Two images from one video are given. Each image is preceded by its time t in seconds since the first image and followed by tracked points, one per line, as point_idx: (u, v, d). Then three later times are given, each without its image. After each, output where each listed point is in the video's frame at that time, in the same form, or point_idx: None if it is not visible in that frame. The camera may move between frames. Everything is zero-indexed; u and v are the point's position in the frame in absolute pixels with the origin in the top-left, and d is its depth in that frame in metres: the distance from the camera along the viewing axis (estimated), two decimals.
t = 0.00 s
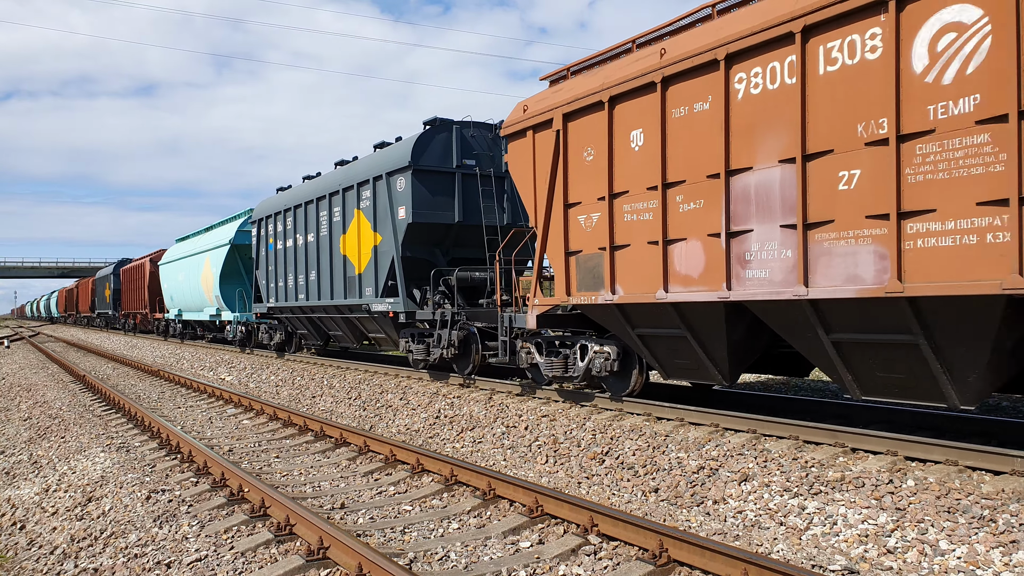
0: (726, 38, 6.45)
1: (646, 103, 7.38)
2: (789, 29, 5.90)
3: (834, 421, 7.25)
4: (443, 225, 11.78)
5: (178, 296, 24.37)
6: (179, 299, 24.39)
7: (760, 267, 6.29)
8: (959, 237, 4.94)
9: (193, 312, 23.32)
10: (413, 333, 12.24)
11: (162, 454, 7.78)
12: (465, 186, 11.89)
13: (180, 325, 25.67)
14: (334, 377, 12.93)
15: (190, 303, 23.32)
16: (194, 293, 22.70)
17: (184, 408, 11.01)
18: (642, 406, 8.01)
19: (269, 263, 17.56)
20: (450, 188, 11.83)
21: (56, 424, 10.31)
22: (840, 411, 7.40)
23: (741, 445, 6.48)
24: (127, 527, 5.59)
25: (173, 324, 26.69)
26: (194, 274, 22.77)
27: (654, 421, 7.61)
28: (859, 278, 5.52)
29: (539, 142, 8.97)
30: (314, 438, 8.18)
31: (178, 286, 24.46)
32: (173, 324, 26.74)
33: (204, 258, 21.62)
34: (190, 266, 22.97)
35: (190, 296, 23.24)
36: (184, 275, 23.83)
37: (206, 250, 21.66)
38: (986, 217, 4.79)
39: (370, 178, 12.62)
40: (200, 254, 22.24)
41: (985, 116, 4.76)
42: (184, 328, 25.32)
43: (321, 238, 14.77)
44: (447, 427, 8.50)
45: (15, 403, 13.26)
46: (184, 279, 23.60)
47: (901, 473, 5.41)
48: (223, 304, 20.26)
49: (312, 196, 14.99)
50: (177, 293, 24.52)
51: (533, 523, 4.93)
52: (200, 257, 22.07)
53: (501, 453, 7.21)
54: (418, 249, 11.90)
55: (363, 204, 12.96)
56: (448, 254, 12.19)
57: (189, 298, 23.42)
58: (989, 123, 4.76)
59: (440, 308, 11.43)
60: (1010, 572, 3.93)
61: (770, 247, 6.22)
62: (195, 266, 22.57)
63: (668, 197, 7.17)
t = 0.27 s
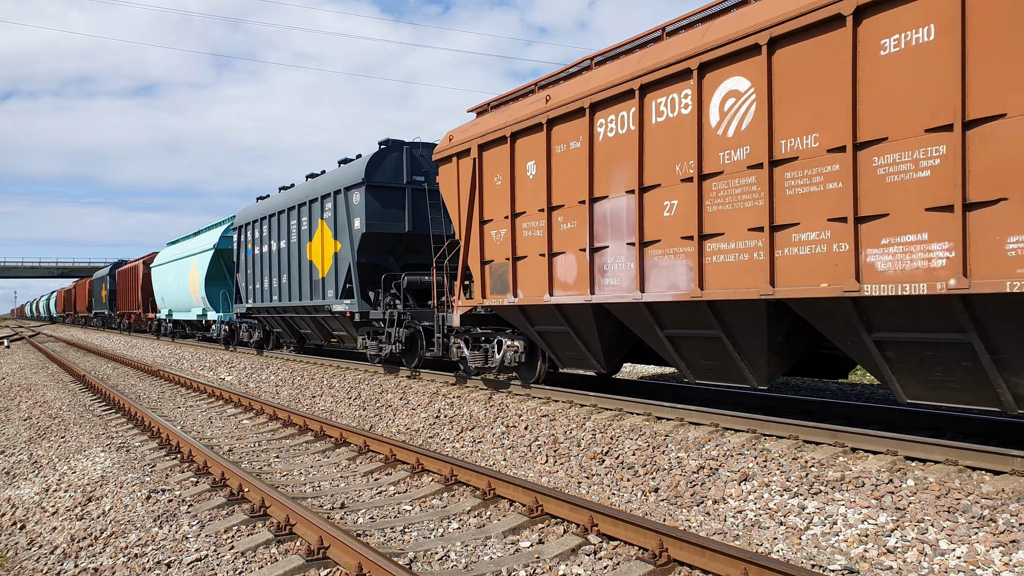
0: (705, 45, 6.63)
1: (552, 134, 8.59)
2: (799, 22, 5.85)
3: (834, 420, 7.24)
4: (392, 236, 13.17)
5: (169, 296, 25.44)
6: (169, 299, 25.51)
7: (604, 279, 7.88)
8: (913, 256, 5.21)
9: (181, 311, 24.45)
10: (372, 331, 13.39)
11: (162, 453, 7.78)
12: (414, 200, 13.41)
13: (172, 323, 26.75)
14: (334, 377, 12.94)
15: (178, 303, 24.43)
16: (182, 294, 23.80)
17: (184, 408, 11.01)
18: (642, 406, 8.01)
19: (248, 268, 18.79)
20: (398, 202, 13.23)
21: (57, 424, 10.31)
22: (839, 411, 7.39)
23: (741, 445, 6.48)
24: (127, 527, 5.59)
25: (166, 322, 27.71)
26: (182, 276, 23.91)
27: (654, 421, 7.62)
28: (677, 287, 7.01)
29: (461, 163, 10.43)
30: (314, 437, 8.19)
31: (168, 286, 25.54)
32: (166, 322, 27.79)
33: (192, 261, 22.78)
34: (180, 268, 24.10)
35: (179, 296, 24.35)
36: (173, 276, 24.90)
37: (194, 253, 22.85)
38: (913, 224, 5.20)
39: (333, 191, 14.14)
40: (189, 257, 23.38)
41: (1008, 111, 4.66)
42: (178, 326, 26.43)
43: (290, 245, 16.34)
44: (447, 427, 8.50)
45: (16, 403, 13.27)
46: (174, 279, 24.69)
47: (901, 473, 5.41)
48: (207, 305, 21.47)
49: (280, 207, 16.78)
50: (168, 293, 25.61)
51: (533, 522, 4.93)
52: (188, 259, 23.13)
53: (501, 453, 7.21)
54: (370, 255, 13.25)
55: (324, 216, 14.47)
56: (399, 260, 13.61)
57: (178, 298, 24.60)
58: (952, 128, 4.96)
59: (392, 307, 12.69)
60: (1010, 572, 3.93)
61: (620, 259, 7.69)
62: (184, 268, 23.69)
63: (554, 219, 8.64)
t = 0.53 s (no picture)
0: (681, 54, 6.90)
1: (470, 159, 10.04)
2: (797, 22, 5.96)
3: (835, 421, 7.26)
4: (353, 244, 14.83)
5: (161, 296, 26.54)
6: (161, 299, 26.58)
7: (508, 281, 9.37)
8: (781, 269, 6.17)
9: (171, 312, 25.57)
10: (338, 330, 14.75)
11: (162, 454, 7.79)
12: (373, 213, 15.13)
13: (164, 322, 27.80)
14: (334, 377, 12.94)
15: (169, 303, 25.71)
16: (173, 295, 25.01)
17: (184, 408, 11.01)
18: (642, 406, 8.02)
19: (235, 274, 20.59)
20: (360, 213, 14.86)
21: (58, 425, 10.33)
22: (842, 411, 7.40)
23: (741, 445, 6.48)
24: (127, 527, 5.59)
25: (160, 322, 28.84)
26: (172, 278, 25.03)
27: (654, 421, 7.62)
28: (559, 292, 8.51)
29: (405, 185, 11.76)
30: (314, 438, 8.19)
31: (161, 287, 26.60)
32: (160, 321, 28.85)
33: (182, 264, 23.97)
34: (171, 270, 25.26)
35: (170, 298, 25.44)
36: (166, 277, 26.04)
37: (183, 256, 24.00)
38: (709, 247, 6.73)
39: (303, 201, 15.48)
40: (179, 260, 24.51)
41: (797, 152, 6.01)
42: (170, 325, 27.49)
43: (267, 251, 17.83)
44: (447, 428, 8.51)
45: (16, 403, 13.28)
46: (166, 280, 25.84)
47: (902, 473, 5.41)
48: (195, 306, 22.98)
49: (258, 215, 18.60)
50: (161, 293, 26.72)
51: (533, 522, 4.93)
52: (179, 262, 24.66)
53: (501, 453, 7.21)
54: (335, 262, 14.84)
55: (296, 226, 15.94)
56: (361, 266, 15.21)
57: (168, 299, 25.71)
58: (745, 167, 6.43)
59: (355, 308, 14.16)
60: (1011, 572, 3.93)
61: (521, 267, 9.14)
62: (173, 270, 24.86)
63: (472, 234, 10.11)
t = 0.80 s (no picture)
0: (563, 101, 8.63)
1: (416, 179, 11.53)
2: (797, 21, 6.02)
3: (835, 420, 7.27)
4: (321, 251, 15.96)
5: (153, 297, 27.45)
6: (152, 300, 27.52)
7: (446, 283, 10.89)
8: (628, 278, 7.90)
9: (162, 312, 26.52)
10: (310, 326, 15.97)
11: (162, 454, 7.79)
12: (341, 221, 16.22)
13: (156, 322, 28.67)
14: (334, 377, 12.94)
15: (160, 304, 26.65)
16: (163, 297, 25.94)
17: (184, 408, 11.01)
18: (642, 406, 8.02)
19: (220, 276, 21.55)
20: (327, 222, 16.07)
21: (57, 425, 10.32)
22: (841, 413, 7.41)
23: (741, 445, 6.48)
24: (127, 527, 5.59)
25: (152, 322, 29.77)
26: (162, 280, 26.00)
27: (654, 421, 7.62)
28: (478, 296, 10.18)
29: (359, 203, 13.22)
30: (314, 438, 8.19)
31: (151, 290, 27.49)
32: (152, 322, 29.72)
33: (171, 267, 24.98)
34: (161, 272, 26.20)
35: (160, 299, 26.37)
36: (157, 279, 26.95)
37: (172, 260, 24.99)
38: (580, 259, 8.47)
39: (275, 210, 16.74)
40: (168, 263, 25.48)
41: (637, 186, 7.78)
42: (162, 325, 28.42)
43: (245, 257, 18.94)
44: (447, 428, 8.50)
45: (15, 404, 13.26)
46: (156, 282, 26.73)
47: (901, 473, 5.42)
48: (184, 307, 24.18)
49: (239, 223, 19.60)
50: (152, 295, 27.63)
51: (533, 523, 4.94)
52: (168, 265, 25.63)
53: (501, 453, 7.21)
54: (304, 267, 16.16)
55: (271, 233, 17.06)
56: (329, 271, 16.49)
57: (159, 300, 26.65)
58: (604, 196, 8.23)
59: (324, 308, 15.51)
60: (1010, 572, 3.94)
61: (450, 275, 10.79)
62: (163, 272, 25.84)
63: (413, 244, 11.69)
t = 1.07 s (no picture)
0: (479, 133, 10.15)
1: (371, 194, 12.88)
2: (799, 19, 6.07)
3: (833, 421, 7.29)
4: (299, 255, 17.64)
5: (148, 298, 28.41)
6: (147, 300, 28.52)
7: (393, 288, 12.29)
8: (525, 284, 9.44)
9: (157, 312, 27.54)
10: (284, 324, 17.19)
11: (162, 453, 7.80)
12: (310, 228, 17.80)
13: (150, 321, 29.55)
14: (334, 377, 12.94)
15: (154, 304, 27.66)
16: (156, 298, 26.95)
17: (184, 408, 11.01)
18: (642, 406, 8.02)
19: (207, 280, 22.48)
20: (300, 230, 17.69)
21: (57, 425, 10.31)
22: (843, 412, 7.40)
23: (741, 445, 6.48)
24: (128, 527, 5.59)
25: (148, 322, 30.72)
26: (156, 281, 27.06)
27: (654, 421, 7.62)
28: (415, 298, 11.66)
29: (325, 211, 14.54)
30: (314, 438, 8.19)
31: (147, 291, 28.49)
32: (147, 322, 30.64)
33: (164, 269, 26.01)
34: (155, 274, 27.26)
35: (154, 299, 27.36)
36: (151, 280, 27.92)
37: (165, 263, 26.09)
38: (492, 268, 10.02)
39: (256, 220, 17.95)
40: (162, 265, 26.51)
41: (532, 207, 9.27)
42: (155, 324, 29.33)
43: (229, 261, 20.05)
44: (447, 427, 8.50)
45: (15, 403, 13.27)
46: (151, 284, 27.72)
47: (902, 473, 5.41)
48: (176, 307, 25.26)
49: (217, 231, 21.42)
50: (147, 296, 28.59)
51: (533, 522, 4.94)
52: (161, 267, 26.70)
53: (501, 453, 7.21)
54: (280, 271, 17.59)
55: (249, 239, 18.59)
56: (302, 275, 17.94)
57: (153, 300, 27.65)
58: (509, 215, 9.76)
59: (297, 308, 16.79)
60: (1010, 572, 3.93)
61: (395, 280, 12.23)
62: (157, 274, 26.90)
63: (366, 252, 13.13)
